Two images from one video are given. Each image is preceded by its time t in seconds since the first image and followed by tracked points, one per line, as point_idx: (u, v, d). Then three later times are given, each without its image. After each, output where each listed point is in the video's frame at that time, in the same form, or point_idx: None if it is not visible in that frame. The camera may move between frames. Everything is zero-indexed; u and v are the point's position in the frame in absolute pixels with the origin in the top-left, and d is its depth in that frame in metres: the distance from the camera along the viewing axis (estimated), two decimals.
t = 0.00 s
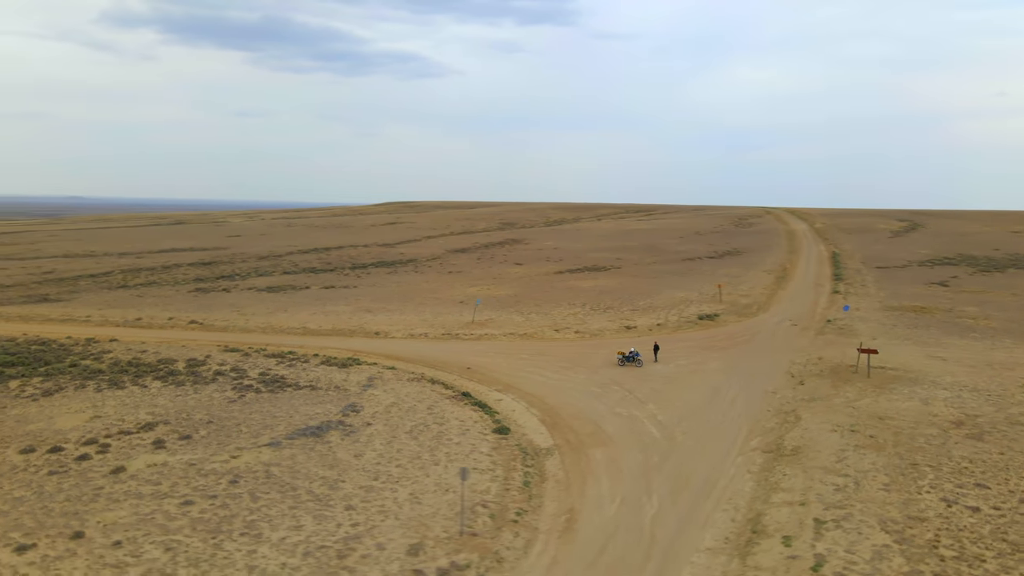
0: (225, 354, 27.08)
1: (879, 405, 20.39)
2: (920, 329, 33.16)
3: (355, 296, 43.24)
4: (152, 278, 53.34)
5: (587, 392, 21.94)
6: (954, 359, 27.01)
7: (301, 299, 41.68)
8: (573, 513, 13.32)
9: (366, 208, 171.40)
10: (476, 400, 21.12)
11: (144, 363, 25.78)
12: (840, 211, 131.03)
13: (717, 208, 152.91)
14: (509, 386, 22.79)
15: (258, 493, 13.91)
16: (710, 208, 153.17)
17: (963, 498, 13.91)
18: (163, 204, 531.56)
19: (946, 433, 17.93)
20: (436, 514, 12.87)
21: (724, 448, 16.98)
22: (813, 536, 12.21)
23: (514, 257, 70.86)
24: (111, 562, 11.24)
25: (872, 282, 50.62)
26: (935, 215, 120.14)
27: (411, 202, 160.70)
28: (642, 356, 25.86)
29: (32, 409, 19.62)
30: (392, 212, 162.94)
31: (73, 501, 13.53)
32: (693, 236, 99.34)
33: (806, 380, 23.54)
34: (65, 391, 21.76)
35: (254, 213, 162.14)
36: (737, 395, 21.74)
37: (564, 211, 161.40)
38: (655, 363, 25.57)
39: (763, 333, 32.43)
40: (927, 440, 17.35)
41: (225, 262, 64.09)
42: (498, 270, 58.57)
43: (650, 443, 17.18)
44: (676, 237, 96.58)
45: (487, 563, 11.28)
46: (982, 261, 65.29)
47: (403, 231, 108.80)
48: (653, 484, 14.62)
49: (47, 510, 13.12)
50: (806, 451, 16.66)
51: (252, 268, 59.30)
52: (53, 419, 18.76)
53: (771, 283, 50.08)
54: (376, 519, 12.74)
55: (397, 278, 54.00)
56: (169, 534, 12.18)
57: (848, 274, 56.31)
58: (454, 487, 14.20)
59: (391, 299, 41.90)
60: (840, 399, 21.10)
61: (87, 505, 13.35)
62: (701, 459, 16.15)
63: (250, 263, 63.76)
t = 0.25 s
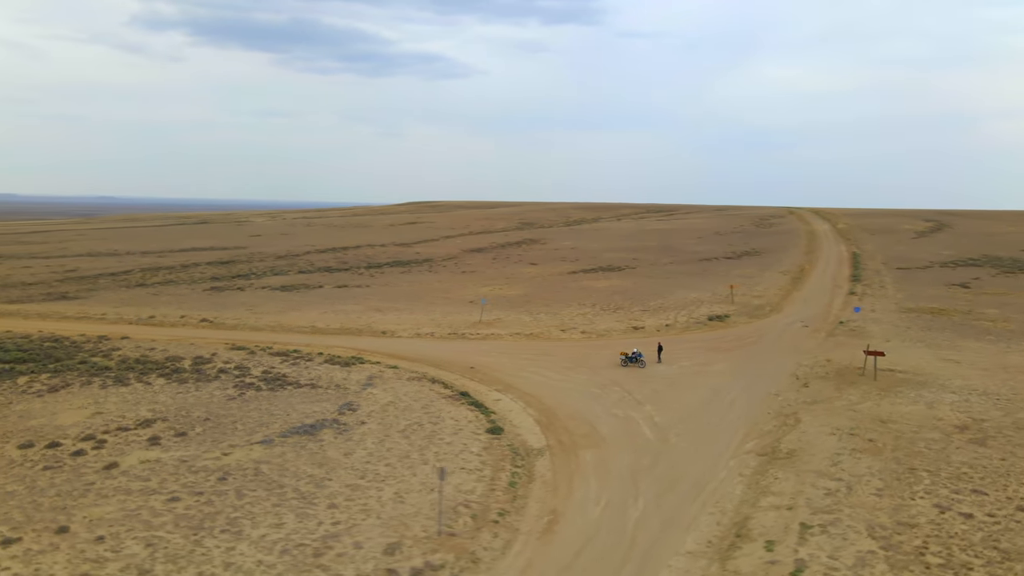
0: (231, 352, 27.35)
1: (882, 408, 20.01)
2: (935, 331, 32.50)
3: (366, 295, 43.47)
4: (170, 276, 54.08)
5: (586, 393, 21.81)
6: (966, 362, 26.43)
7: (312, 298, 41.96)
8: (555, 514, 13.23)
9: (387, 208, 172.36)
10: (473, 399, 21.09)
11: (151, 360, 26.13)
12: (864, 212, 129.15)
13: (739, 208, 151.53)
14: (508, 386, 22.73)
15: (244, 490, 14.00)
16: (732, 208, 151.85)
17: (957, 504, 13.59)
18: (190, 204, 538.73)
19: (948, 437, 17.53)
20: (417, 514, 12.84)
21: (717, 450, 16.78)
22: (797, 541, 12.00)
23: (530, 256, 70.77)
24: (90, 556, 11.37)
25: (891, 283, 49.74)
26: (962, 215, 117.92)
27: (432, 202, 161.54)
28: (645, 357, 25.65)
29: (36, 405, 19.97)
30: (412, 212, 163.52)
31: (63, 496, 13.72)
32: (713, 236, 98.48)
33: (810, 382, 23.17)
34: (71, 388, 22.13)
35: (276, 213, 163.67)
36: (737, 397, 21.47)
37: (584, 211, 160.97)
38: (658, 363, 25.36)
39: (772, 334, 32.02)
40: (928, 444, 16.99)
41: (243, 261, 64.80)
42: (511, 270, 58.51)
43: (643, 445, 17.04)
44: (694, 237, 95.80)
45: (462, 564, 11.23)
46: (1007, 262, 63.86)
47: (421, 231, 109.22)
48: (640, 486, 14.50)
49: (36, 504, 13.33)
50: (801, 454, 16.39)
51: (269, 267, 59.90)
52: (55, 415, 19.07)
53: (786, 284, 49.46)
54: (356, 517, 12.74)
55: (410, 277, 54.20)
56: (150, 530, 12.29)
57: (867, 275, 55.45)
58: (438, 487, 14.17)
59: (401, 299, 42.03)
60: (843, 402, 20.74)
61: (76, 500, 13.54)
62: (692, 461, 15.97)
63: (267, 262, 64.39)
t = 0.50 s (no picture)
0: (237, 350, 27.62)
1: (884, 411, 19.64)
2: (950, 333, 31.86)
3: (378, 295, 43.67)
4: (187, 275, 54.78)
5: (584, 393, 21.69)
6: (978, 365, 25.87)
7: (324, 297, 42.23)
8: (538, 514, 13.14)
9: (408, 207, 173.07)
10: (471, 399, 21.08)
11: (158, 357, 26.48)
12: (889, 212, 127.12)
13: (760, 208, 149.96)
14: (508, 386, 22.69)
15: (231, 487, 14.11)
16: (754, 208, 150.30)
17: (950, 510, 13.29)
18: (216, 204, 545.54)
19: (949, 442, 17.17)
20: (398, 513, 12.84)
21: (710, 453, 16.56)
22: (780, 546, 11.80)
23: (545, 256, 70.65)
24: (72, 550, 11.53)
25: (910, 285, 48.84)
26: (990, 215, 115.57)
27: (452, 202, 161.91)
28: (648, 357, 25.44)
29: (41, 401, 20.33)
30: (433, 212, 163.91)
31: (53, 490, 13.94)
32: (732, 236, 97.53)
33: (814, 384, 22.82)
34: (77, 384, 22.49)
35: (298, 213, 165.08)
36: (738, 399, 21.22)
37: (604, 211, 160.28)
38: (661, 364, 25.16)
39: (782, 335, 31.60)
40: (927, 448, 16.65)
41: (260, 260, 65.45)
42: (525, 270, 58.42)
43: (635, 446, 16.88)
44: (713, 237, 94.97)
45: (437, 563, 11.20)
46: None
47: (439, 231, 109.58)
48: (628, 487, 14.35)
49: (27, 498, 13.55)
50: (795, 457, 16.14)
51: (285, 266, 60.42)
52: (58, 411, 19.40)
53: (802, 285, 48.81)
54: (337, 516, 12.77)
55: (423, 277, 54.33)
56: (134, 525, 12.42)
57: (886, 275, 54.57)
58: (423, 486, 14.17)
59: (412, 298, 42.15)
60: (845, 405, 20.40)
61: (66, 494, 13.74)
62: (683, 463, 15.79)
63: (283, 261, 64.97)
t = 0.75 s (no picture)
0: (242, 349, 27.89)
1: (886, 414, 19.28)
2: (964, 335, 31.20)
3: (389, 294, 43.86)
4: (204, 274, 55.48)
5: (583, 394, 21.57)
6: (990, 368, 25.28)
7: (335, 296, 42.48)
8: (519, 516, 13.07)
9: (428, 207, 173.68)
10: (468, 399, 21.06)
11: (165, 355, 26.83)
12: (914, 212, 125.00)
13: (783, 208, 148.30)
14: (506, 386, 22.65)
15: (217, 484, 14.21)
16: (776, 208, 148.67)
17: (941, 516, 12.99)
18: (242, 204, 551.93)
19: (949, 446, 16.80)
20: (379, 511, 12.85)
21: (703, 455, 16.37)
22: (760, 550, 11.61)
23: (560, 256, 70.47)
24: (54, 544, 11.68)
25: (929, 286, 47.93)
26: (1019, 216, 113.09)
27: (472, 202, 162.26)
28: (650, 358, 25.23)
29: (45, 397, 20.69)
30: (453, 211, 164.34)
31: (45, 485, 14.16)
32: (752, 236, 96.53)
33: (817, 387, 22.48)
34: (83, 380, 22.86)
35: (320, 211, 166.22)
36: (737, 401, 20.97)
37: (625, 211, 159.52)
38: (664, 365, 24.95)
39: (791, 337, 31.19)
40: (925, 453, 16.29)
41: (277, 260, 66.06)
42: (538, 270, 58.31)
43: (627, 448, 16.74)
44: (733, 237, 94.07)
45: (411, 562, 11.17)
46: None
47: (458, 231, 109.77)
48: (614, 491, 14.22)
49: (18, 492, 13.78)
50: (788, 461, 15.90)
51: (301, 266, 60.93)
52: (60, 407, 19.72)
53: (817, 286, 48.16)
54: (318, 514, 12.81)
55: (437, 276, 54.45)
56: (117, 520, 12.57)
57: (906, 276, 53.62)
58: (407, 485, 14.16)
59: (422, 297, 42.26)
60: (847, 408, 20.06)
61: (56, 488, 13.95)
62: (673, 466, 15.63)
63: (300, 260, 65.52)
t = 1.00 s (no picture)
0: (248, 347, 28.17)
1: (887, 418, 18.92)
2: (980, 338, 30.55)
3: (400, 293, 44.04)
4: (221, 273, 56.16)
5: (581, 395, 21.45)
6: (1003, 371, 24.71)
7: (346, 296, 42.71)
8: (501, 517, 13.02)
9: (449, 207, 174.11)
10: (465, 398, 21.04)
11: (172, 353, 27.17)
12: (940, 212, 122.78)
13: (806, 208, 146.50)
14: (506, 386, 22.60)
15: (205, 481, 14.34)
16: (799, 208, 146.93)
17: (931, 523, 12.71)
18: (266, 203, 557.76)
19: (949, 451, 16.44)
20: (360, 510, 12.86)
21: (694, 457, 16.20)
22: (739, 555, 11.45)
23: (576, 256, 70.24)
24: (37, 538, 11.85)
25: (949, 288, 47.02)
26: None
27: (492, 201, 162.36)
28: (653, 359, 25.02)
29: (50, 394, 21.04)
30: (474, 211, 164.60)
31: (37, 479, 14.40)
32: (772, 237, 95.44)
33: (821, 389, 22.13)
34: (89, 377, 23.23)
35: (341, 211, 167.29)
36: (737, 403, 20.72)
37: (645, 211, 158.60)
38: (666, 366, 24.74)
39: (800, 338, 30.77)
40: (922, 458, 15.97)
41: (294, 259, 66.61)
42: (552, 270, 58.15)
43: (618, 449, 16.62)
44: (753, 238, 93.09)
45: (386, 562, 11.17)
46: None
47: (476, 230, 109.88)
48: (599, 492, 14.12)
49: (11, 486, 14.02)
50: (781, 464, 15.66)
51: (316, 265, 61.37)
52: (63, 403, 20.05)
53: (834, 288, 47.46)
54: (300, 512, 12.86)
55: (450, 276, 54.54)
56: (103, 515, 12.72)
57: (926, 277, 52.68)
58: (392, 484, 14.17)
59: (433, 297, 42.35)
60: (848, 411, 19.73)
61: (48, 483, 14.17)
62: (662, 468, 15.47)
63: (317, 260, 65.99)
